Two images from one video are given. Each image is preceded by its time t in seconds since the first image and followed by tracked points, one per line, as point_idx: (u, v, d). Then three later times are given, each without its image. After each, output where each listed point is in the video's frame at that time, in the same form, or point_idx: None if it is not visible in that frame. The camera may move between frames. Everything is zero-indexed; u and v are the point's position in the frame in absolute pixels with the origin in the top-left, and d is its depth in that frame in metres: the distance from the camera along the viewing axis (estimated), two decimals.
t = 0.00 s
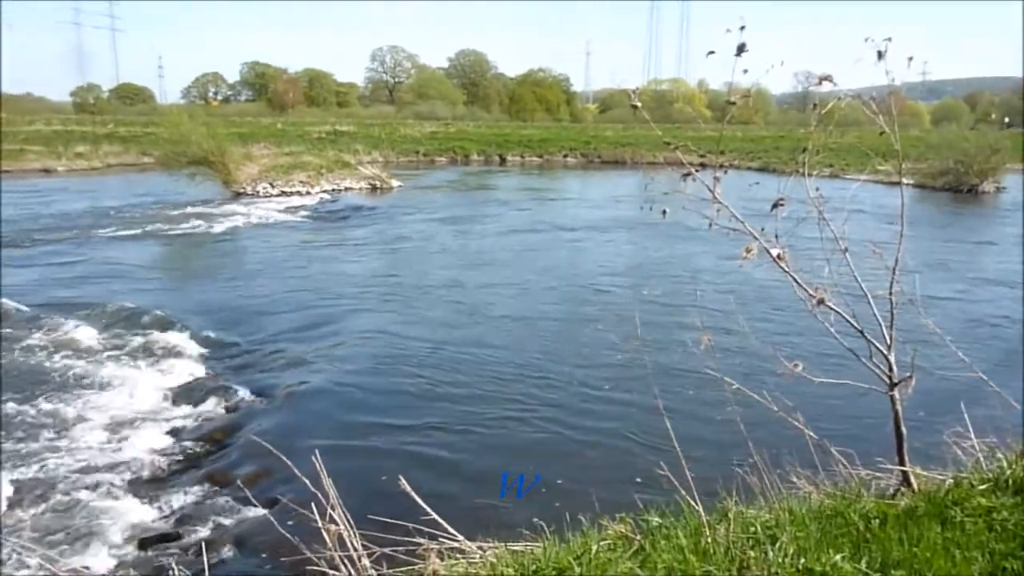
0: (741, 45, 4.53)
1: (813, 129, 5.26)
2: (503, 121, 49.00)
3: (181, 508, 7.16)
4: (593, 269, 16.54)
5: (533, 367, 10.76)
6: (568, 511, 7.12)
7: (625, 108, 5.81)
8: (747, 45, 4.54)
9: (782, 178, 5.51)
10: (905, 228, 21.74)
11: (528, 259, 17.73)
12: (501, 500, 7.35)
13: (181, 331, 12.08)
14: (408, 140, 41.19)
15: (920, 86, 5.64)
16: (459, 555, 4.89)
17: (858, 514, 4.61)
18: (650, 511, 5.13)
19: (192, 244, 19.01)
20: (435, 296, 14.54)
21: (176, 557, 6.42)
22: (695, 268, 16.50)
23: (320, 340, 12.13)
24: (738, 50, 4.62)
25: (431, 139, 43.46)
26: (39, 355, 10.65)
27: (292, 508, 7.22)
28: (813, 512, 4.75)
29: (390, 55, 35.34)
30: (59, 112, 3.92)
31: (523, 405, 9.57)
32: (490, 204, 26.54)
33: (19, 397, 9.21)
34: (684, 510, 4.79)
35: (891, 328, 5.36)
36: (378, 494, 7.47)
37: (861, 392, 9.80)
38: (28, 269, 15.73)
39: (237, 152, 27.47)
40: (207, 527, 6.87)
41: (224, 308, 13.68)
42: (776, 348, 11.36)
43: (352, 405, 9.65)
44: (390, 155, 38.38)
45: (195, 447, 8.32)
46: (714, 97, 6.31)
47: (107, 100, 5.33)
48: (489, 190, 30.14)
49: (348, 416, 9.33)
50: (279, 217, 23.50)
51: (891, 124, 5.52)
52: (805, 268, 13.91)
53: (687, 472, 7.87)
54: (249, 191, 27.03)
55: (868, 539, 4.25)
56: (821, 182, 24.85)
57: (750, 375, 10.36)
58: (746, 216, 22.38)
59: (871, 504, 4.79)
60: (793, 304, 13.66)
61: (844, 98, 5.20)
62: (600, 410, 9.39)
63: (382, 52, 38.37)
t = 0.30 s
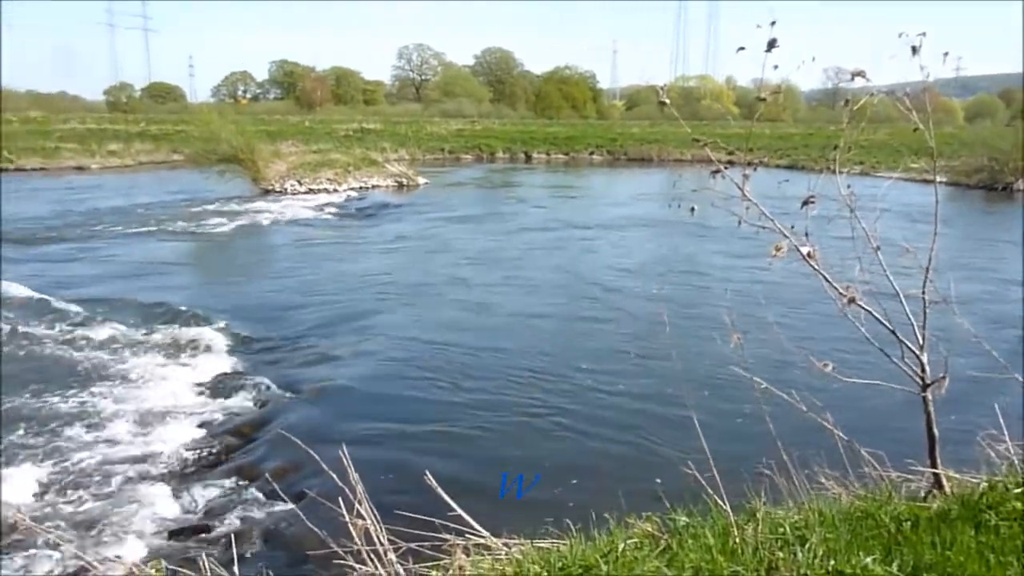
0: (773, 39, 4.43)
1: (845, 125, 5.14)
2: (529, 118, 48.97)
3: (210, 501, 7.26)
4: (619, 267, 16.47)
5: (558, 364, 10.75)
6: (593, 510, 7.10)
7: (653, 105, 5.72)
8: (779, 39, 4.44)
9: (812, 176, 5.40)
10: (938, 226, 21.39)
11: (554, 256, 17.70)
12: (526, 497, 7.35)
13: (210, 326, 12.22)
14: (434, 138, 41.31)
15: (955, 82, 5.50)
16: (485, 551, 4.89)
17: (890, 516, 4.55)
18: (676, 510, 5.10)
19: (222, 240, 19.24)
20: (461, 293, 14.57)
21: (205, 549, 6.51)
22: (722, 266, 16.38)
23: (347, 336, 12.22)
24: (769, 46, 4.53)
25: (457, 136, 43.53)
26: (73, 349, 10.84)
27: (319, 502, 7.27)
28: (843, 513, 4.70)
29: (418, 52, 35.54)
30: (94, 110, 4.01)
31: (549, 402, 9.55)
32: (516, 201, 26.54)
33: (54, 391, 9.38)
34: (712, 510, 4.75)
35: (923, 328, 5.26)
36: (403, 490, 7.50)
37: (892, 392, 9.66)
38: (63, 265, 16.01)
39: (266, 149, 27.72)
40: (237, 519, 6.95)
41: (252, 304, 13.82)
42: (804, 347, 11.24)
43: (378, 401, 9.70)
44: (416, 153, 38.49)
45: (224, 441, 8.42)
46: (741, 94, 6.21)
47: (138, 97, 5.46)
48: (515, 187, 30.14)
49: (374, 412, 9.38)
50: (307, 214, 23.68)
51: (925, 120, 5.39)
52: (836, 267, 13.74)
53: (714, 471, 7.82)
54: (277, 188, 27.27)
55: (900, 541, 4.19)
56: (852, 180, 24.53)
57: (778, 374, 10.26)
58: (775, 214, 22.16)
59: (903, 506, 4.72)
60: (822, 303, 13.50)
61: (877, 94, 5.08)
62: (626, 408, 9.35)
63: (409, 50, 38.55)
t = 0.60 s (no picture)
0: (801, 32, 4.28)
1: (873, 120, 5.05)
2: (552, 112, 48.87)
3: (234, 490, 7.34)
4: (643, 262, 16.40)
5: (581, 359, 10.74)
6: (617, 506, 7.10)
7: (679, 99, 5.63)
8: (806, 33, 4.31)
9: (840, 171, 5.30)
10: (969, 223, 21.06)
11: (576, 251, 17.67)
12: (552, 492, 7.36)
13: (235, 317, 12.35)
14: (457, 132, 41.30)
15: (986, 76, 5.37)
16: (506, 544, 4.89)
17: (916, 516, 4.50)
18: (700, 507, 5.08)
19: (246, 233, 19.39)
20: (483, 287, 14.61)
21: (230, 537, 6.59)
22: (747, 262, 16.26)
23: (370, 329, 12.27)
24: (797, 38, 4.42)
25: (479, 130, 43.51)
26: (102, 340, 10.99)
27: (341, 493, 7.33)
28: (868, 512, 4.65)
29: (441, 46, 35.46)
30: (123, 103, 4.09)
31: (572, 397, 9.56)
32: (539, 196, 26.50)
33: (83, 381, 9.53)
34: (736, 507, 4.73)
35: (951, 325, 5.17)
36: (426, 482, 7.55)
37: (920, 390, 9.57)
38: (91, 258, 16.22)
39: (290, 143, 27.88)
40: (260, 509, 7.02)
41: (276, 296, 13.94)
42: (830, 344, 11.15)
43: (401, 393, 9.76)
44: (439, 147, 38.53)
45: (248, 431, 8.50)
46: (767, 89, 6.13)
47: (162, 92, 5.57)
48: (537, 181, 30.07)
49: (398, 404, 9.44)
50: (330, 207, 23.81)
51: (956, 115, 5.27)
52: (863, 263, 13.58)
53: (737, 468, 7.80)
54: (300, 181, 27.45)
55: (927, 541, 4.14)
56: (881, 175, 24.24)
57: (805, 372, 10.15)
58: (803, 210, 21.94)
59: (930, 506, 4.66)
60: (849, 300, 13.37)
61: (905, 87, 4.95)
62: (649, 404, 9.32)
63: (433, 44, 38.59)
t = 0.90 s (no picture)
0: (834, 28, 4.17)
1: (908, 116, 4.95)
2: (578, 109, 48.68)
3: (263, 484, 7.42)
4: (670, 260, 16.30)
5: (609, 357, 10.70)
6: (644, 504, 7.07)
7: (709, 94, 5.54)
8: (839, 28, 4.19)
9: (872, 167, 5.19)
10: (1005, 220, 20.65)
11: (603, 248, 17.61)
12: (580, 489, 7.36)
13: (264, 313, 12.48)
14: (482, 130, 41.31)
15: None
16: (533, 541, 4.89)
17: (951, 519, 4.41)
18: (729, 507, 5.03)
19: (275, 231, 19.58)
20: (510, 284, 14.62)
21: (260, 530, 6.66)
22: (776, 260, 16.10)
23: (398, 326, 12.34)
24: (829, 34, 4.32)
25: (505, 128, 43.48)
26: (135, 335, 11.18)
27: (368, 488, 7.37)
28: (901, 514, 4.58)
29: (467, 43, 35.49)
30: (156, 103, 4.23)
31: (600, 394, 9.54)
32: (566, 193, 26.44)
33: (116, 375, 9.70)
34: (766, 507, 4.68)
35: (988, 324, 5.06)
36: (453, 478, 7.58)
37: (954, 391, 9.42)
38: (124, 254, 16.51)
39: (317, 141, 28.08)
40: (287, 503, 7.08)
41: (305, 292, 14.07)
42: (862, 343, 11.01)
43: (429, 389, 9.81)
44: (465, 144, 38.57)
45: (276, 426, 8.58)
46: (797, 85, 6.02)
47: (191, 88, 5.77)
48: (563, 179, 29.99)
49: (425, 400, 9.48)
50: (357, 204, 23.95)
51: (995, 110, 5.14)
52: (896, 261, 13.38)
53: (766, 468, 7.74)
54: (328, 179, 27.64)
55: (962, 545, 4.07)
56: (914, 171, 23.83)
57: (836, 371, 10.03)
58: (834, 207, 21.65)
59: (965, 508, 4.58)
60: (881, 298, 13.19)
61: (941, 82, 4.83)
62: (677, 402, 9.27)
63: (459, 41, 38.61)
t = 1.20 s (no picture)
0: (866, 25, 4.03)
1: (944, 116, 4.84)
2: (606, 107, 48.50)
3: (292, 480, 7.50)
4: (698, 260, 16.19)
5: (636, 357, 10.67)
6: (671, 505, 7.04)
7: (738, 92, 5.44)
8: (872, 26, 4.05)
9: (906, 166, 5.07)
10: None
11: (631, 247, 17.54)
12: (607, 489, 7.35)
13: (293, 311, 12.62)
14: (509, 129, 41.31)
15: None
16: (561, 541, 4.88)
17: (987, 524, 4.32)
18: (759, 509, 4.98)
19: (304, 230, 19.76)
20: (536, 283, 14.62)
21: (289, 526, 6.74)
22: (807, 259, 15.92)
23: (425, 324, 12.40)
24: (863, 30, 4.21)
25: (532, 127, 43.47)
26: (167, 331, 11.37)
27: (396, 486, 7.41)
28: (936, 519, 4.50)
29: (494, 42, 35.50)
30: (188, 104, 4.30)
31: (627, 394, 9.51)
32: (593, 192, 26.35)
33: (150, 371, 9.87)
34: (798, 510, 4.62)
35: None
36: (480, 476, 7.60)
37: (989, 393, 9.25)
38: (158, 253, 16.80)
39: (346, 140, 28.28)
40: (316, 499, 7.16)
41: (333, 291, 14.19)
42: (895, 344, 10.85)
43: (456, 387, 9.85)
44: (491, 144, 38.61)
45: (305, 423, 8.67)
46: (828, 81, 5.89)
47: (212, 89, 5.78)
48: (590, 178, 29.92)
49: (452, 398, 9.52)
50: (384, 204, 24.09)
51: None
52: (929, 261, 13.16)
53: (797, 471, 7.65)
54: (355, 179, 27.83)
55: (999, 551, 3.99)
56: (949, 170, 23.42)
57: (867, 372, 9.91)
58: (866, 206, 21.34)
59: (1003, 513, 4.48)
60: (914, 299, 12.98)
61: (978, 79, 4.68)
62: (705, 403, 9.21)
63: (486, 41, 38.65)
